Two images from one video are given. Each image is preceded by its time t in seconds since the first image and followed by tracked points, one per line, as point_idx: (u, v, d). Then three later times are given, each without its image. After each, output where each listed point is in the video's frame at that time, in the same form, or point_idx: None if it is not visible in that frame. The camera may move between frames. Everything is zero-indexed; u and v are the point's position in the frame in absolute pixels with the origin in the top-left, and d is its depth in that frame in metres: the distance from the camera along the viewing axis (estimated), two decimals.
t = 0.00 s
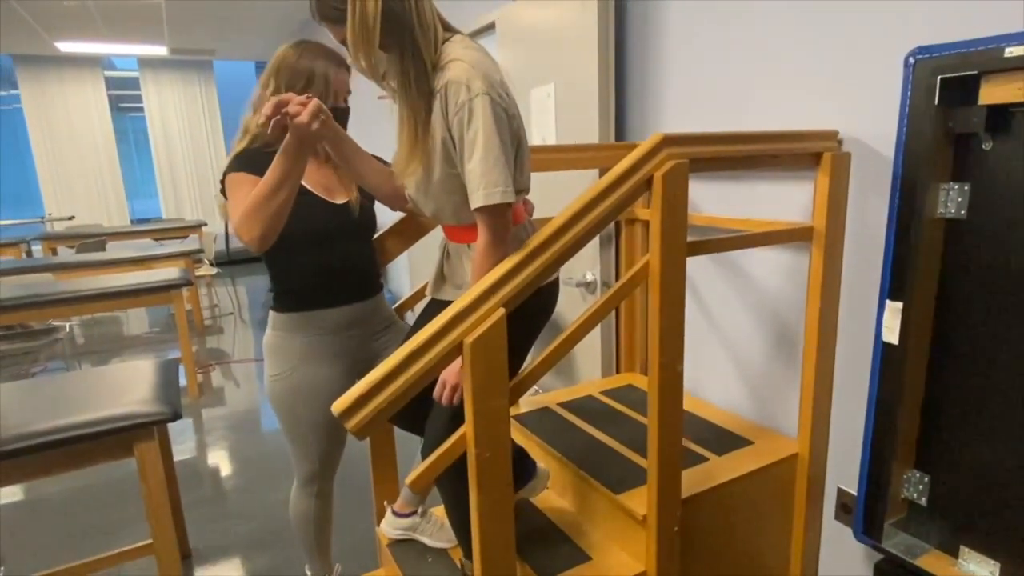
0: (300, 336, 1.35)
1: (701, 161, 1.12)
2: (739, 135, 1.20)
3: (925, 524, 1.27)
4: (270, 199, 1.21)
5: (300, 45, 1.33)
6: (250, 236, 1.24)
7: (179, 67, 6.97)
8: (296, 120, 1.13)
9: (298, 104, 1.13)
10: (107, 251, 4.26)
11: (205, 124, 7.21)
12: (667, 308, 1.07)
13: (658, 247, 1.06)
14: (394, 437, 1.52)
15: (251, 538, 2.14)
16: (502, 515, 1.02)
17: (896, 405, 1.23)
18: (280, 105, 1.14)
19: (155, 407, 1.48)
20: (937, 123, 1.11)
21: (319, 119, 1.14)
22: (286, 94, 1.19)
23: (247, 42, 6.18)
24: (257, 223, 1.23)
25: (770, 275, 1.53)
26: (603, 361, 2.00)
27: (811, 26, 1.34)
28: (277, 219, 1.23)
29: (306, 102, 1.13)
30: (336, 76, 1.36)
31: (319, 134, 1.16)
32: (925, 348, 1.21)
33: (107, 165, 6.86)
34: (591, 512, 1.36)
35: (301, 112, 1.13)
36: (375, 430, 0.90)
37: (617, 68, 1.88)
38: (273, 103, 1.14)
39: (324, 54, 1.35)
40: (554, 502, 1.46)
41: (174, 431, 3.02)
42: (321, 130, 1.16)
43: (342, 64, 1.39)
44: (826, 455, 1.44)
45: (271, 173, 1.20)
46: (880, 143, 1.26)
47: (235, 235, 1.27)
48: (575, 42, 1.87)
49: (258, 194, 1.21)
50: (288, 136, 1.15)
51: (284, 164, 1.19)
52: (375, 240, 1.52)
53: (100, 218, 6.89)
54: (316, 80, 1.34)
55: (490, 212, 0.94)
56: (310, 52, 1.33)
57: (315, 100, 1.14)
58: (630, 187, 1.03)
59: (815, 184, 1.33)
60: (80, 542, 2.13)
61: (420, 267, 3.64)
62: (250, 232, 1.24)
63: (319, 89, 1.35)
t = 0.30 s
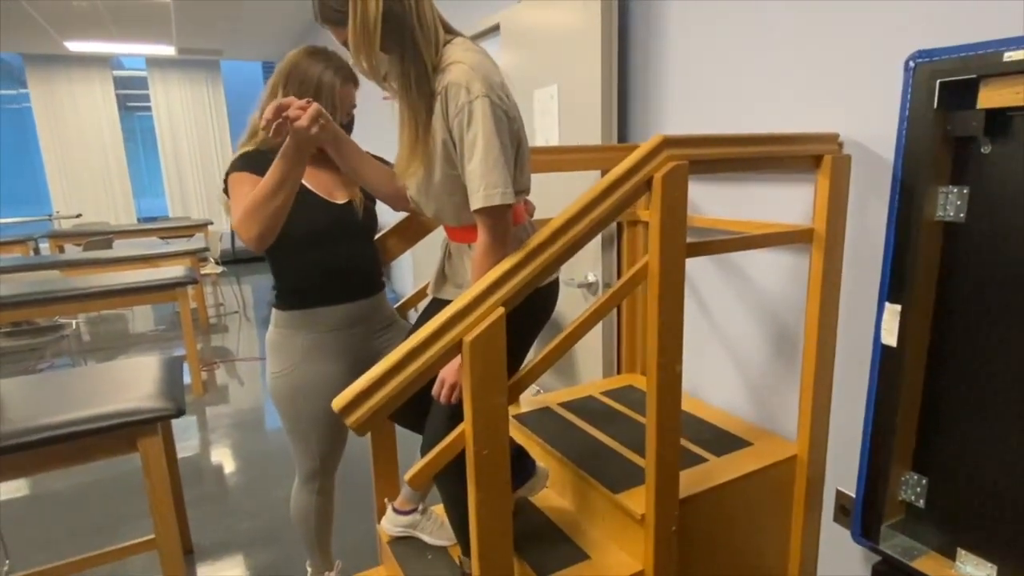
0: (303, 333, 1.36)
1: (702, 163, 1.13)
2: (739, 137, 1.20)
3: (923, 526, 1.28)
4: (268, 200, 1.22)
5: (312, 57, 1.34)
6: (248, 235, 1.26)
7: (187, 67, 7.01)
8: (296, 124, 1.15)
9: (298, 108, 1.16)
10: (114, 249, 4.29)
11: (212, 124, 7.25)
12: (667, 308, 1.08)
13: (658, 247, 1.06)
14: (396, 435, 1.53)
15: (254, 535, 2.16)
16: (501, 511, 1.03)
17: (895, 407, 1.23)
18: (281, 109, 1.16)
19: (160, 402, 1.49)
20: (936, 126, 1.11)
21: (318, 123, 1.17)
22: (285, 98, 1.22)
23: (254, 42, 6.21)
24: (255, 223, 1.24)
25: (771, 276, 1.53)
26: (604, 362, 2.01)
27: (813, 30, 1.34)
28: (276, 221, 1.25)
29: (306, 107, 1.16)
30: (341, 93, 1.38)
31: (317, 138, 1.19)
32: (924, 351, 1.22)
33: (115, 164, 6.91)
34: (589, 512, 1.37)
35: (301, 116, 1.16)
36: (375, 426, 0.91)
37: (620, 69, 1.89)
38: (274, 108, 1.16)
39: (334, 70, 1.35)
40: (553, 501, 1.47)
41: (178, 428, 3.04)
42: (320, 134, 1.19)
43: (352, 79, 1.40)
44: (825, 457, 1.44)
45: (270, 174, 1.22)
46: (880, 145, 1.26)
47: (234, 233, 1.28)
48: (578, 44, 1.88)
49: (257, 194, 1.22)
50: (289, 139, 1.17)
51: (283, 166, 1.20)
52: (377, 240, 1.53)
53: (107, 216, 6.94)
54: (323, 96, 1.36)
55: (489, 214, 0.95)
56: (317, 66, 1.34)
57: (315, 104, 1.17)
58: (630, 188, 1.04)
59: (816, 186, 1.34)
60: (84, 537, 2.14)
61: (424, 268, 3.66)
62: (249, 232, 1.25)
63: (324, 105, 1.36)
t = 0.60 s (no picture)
0: (307, 327, 1.38)
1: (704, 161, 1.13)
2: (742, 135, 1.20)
3: (923, 526, 1.28)
4: (271, 196, 1.24)
5: (309, 56, 1.35)
6: (250, 231, 1.26)
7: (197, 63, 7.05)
8: (297, 122, 1.16)
9: (299, 107, 1.17)
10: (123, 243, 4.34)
11: (221, 120, 7.29)
12: (669, 304, 1.09)
13: (660, 244, 1.07)
14: (399, 429, 1.54)
15: (259, 527, 2.18)
16: (501, 503, 1.03)
17: (896, 406, 1.23)
18: (283, 108, 1.17)
19: (167, 394, 1.51)
20: (940, 124, 1.11)
21: (318, 122, 1.18)
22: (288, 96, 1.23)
23: (263, 39, 6.24)
24: (257, 218, 1.25)
25: (774, 274, 1.53)
26: (608, 359, 2.01)
27: (818, 28, 1.34)
28: (278, 216, 1.26)
29: (307, 105, 1.17)
30: (338, 93, 1.38)
31: (319, 136, 1.20)
32: (926, 350, 1.22)
33: (125, 159, 6.96)
34: (590, 507, 1.38)
35: (302, 115, 1.17)
36: (377, 418, 0.92)
37: (626, 67, 1.90)
38: (275, 107, 1.17)
39: (330, 69, 1.35)
40: (554, 496, 1.48)
41: (185, 421, 3.07)
42: (322, 132, 1.20)
43: (349, 77, 1.39)
44: (827, 456, 1.44)
45: (272, 171, 1.23)
46: (884, 144, 1.26)
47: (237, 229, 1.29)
48: (584, 42, 1.89)
49: (260, 191, 1.24)
50: (291, 137, 1.18)
51: (286, 163, 1.22)
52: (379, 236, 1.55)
53: (117, 211, 7.00)
54: (317, 95, 1.36)
55: (489, 211, 0.96)
56: (315, 65, 1.35)
57: (316, 103, 1.18)
58: (632, 185, 1.04)
59: (819, 184, 1.34)
60: (92, 527, 2.17)
61: (430, 264, 3.68)
62: (251, 227, 1.26)
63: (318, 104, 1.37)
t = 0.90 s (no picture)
0: (313, 324, 1.38)
1: (710, 161, 1.13)
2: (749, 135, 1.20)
3: (932, 528, 1.27)
4: (275, 198, 1.24)
5: (313, 55, 1.35)
6: (256, 232, 1.28)
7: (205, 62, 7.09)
8: (302, 124, 1.16)
9: (305, 108, 1.16)
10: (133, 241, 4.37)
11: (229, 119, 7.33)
12: (676, 304, 1.08)
13: (666, 243, 1.07)
14: (405, 429, 1.55)
15: (266, 524, 2.19)
16: (507, 503, 1.04)
17: (904, 407, 1.23)
18: (288, 109, 1.17)
19: (176, 392, 1.52)
20: (950, 124, 1.10)
21: (323, 123, 1.17)
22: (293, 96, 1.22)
23: (272, 39, 6.27)
24: (263, 219, 1.26)
25: (782, 274, 1.52)
26: (614, 359, 2.01)
27: (826, 27, 1.34)
28: (283, 216, 1.27)
29: (312, 106, 1.16)
30: (342, 91, 1.38)
31: (324, 138, 1.19)
32: (935, 351, 1.21)
33: (134, 158, 7.01)
34: (596, 507, 1.38)
35: (307, 116, 1.16)
36: (383, 416, 0.93)
37: (633, 67, 1.89)
38: (281, 108, 1.17)
39: (333, 67, 1.35)
40: (560, 496, 1.48)
41: (193, 418, 3.09)
42: (327, 133, 1.19)
43: (353, 76, 1.39)
44: (834, 457, 1.44)
45: (277, 172, 1.24)
46: (893, 144, 1.25)
47: (244, 230, 1.31)
48: (591, 41, 1.89)
49: (264, 192, 1.25)
50: (296, 138, 1.18)
51: (291, 165, 1.22)
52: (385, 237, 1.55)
53: (126, 210, 7.05)
54: (320, 94, 1.36)
55: (490, 211, 0.96)
56: (318, 64, 1.35)
57: (321, 104, 1.16)
58: (639, 184, 1.04)
59: (827, 184, 1.33)
60: (101, 523, 2.19)
61: (436, 263, 3.68)
62: (258, 228, 1.27)
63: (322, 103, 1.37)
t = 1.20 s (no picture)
0: (316, 322, 1.37)
1: (717, 161, 1.12)
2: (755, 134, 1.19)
3: (940, 532, 1.26)
4: (274, 195, 1.24)
5: (318, 46, 1.33)
6: (254, 228, 1.28)
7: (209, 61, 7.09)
8: (301, 120, 1.16)
9: (304, 104, 1.17)
10: (136, 241, 4.37)
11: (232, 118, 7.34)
12: (682, 306, 1.07)
13: (673, 245, 1.06)
14: (408, 430, 1.54)
15: (269, 523, 2.19)
16: (512, 505, 1.03)
17: (912, 411, 1.22)
18: (288, 105, 1.17)
19: (178, 392, 1.52)
20: (960, 126, 1.10)
21: (323, 120, 1.17)
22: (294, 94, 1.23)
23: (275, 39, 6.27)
24: (261, 216, 1.26)
25: (787, 276, 1.52)
26: (618, 360, 2.00)
27: (833, 27, 1.33)
28: (282, 214, 1.27)
29: (312, 103, 1.17)
30: (348, 82, 1.38)
31: (323, 135, 1.20)
32: (943, 354, 1.20)
33: (138, 157, 7.02)
34: (600, 510, 1.37)
35: (306, 113, 1.16)
36: (388, 418, 0.92)
37: (638, 67, 1.89)
38: (280, 103, 1.17)
39: (339, 57, 1.34)
40: (564, 498, 1.47)
41: (196, 417, 3.09)
42: (326, 130, 1.19)
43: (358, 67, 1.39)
44: (840, 460, 1.43)
45: (277, 170, 1.23)
46: (901, 145, 1.25)
47: (243, 225, 1.31)
48: (596, 41, 1.88)
49: (264, 189, 1.24)
50: (296, 135, 1.19)
51: (290, 163, 1.22)
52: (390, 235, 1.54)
53: (130, 209, 7.06)
54: (326, 85, 1.36)
55: (492, 212, 0.96)
56: (324, 54, 1.33)
57: (321, 101, 1.17)
58: (646, 185, 1.03)
59: (834, 185, 1.32)
60: (104, 523, 2.19)
61: (439, 263, 3.68)
62: (257, 225, 1.27)
63: (328, 94, 1.37)
